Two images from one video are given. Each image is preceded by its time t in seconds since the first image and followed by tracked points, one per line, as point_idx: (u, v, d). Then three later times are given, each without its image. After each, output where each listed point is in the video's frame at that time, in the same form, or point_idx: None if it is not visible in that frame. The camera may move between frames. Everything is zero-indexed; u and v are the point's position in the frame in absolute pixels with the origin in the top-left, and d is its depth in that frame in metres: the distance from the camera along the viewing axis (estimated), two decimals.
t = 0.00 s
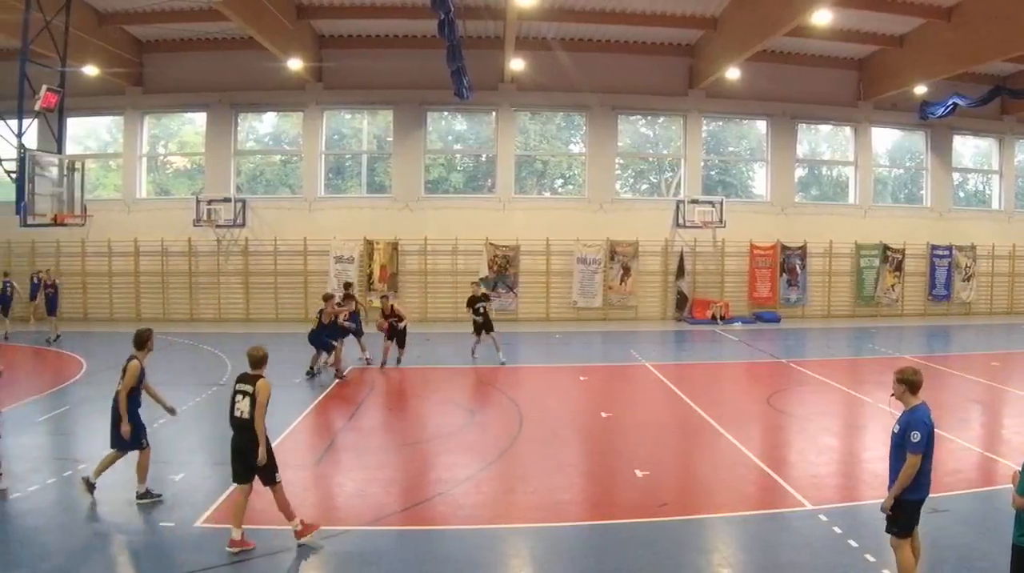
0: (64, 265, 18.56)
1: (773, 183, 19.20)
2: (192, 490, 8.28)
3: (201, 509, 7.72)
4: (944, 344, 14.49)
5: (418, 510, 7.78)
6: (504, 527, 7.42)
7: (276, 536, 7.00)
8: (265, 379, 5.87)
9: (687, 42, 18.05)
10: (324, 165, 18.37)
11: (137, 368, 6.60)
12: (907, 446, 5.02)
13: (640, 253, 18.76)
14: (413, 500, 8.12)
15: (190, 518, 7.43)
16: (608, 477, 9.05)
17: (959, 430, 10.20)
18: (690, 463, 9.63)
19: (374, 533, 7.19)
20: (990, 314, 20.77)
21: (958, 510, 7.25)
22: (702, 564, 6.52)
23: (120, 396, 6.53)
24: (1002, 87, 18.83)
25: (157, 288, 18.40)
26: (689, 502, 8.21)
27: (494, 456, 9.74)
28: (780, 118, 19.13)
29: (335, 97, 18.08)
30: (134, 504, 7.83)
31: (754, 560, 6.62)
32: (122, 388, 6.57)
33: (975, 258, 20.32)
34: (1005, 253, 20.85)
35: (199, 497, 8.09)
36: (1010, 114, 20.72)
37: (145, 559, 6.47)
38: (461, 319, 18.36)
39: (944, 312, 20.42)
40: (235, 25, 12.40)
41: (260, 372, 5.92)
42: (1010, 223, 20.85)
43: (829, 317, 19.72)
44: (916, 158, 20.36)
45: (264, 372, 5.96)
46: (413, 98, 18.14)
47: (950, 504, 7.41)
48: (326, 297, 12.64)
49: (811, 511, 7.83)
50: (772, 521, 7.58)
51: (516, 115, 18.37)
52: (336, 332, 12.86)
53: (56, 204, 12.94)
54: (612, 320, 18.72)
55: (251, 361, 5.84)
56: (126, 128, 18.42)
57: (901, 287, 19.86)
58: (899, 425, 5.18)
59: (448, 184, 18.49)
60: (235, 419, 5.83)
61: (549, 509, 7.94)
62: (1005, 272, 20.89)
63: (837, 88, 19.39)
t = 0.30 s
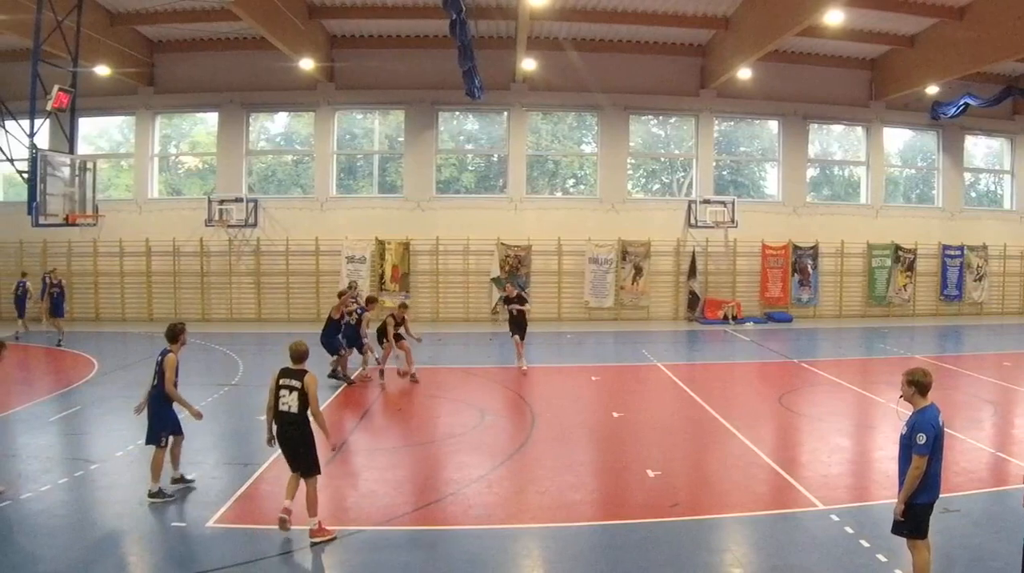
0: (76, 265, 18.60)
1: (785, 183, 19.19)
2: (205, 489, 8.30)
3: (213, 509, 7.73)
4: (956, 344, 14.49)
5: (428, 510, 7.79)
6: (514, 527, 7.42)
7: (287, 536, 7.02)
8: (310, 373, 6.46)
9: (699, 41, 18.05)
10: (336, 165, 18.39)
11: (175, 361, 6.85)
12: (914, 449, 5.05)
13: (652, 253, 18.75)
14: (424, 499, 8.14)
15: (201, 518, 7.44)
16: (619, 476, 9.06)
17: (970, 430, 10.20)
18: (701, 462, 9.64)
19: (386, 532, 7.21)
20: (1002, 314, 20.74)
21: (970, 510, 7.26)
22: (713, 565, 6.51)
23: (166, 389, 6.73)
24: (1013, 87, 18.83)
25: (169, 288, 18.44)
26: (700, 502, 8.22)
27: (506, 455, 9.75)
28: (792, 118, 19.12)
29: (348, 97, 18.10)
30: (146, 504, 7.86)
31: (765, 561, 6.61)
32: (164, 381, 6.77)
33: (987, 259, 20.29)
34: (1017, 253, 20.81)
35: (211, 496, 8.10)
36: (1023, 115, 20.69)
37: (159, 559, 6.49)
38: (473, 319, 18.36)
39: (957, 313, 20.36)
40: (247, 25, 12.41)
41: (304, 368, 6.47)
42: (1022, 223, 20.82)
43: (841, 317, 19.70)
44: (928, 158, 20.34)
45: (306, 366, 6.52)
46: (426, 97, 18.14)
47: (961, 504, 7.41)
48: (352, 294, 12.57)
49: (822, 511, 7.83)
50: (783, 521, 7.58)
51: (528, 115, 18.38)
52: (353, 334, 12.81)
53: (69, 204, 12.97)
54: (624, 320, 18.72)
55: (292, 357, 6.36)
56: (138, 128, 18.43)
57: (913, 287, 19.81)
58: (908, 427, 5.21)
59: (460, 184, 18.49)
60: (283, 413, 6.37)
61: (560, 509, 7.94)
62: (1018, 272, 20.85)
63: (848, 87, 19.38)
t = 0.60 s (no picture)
0: (90, 265, 18.70)
1: (799, 183, 19.20)
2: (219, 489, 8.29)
3: (227, 509, 7.73)
4: (970, 344, 14.48)
5: (444, 510, 7.79)
6: (529, 527, 7.41)
7: (302, 536, 7.02)
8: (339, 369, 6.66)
9: (713, 41, 18.03)
10: (350, 165, 18.41)
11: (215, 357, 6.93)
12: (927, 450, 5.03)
13: (667, 253, 18.76)
14: (440, 499, 8.13)
15: (216, 518, 7.44)
16: (633, 477, 9.07)
17: (984, 430, 10.19)
18: (716, 463, 9.63)
19: (400, 532, 7.20)
20: (1017, 314, 20.70)
21: (986, 510, 7.25)
22: (729, 565, 6.52)
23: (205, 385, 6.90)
24: None
25: (184, 288, 18.51)
26: (714, 502, 8.21)
27: (520, 455, 9.74)
28: (807, 118, 19.12)
29: (362, 96, 18.11)
30: (160, 504, 7.86)
31: (781, 560, 6.61)
32: (204, 377, 6.93)
33: (1002, 259, 20.25)
34: None
35: (225, 496, 8.10)
36: None
37: (173, 560, 6.47)
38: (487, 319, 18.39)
39: (971, 313, 20.34)
40: (261, 25, 12.42)
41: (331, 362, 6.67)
42: None
43: (855, 317, 19.69)
44: (942, 158, 20.33)
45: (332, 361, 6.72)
46: (440, 97, 18.15)
47: (977, 504, 7.40)
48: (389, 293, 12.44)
49: (837, 511, 7.83)
50: (798, 521, 7.58)
51: (542, 114, 18.39)
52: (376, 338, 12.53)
53: (83, 204, 12.97)
54: (638, 320, 18.74)
55: (321, 353, 6.60)
56: (152, 128, 18.47)
57: (927, 287, 19.80)
58: (922, 429, 5.18)
59: (474, 184, 18.51)
60: (315, 407, 6.52)
61: (574, 509, 7.94)
62: None
63: (863, 87, 19.38)
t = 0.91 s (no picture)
0: (103, 265, 18.79)
1: (812, 183, 19.19)
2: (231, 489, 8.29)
3: (240, 509, 7.73)
4: (983, 344, 14.48)
5: (457, 510, 7.79)
6: (541, 527, 7.41)
7: (313, 536, 7.03)
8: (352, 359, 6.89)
9: (726, 41, 18.00)
10: (363, 165, 18.43)
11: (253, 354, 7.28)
12: (940, 451, 5.03)
13: (679, 253, 18.76)
14: (452, 499, 8.13)
15: (228, 519, 7.44)
16: (646, 477, 9.07)
17: (998, 430, 10.17)
18: (728, 463, 9.62)
19: (413, 533, 7.20)
20: None
21: (999, 510, 7.24)
22: (741, 565, 6.52)
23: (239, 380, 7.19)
24: None
25: (197, 288, 18.56)
26: (727, 502, 8.21)
27: (533, 455, 9.74)
28: (820, 117, 19.11)
29: (375, 96, 18.12)
30: (173, 505, 7.87)
31: (794, 560, 6.61)
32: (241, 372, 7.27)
33: (1016, 259, 20.21)
34: None
35: (238, 496, 8.10)
36: None
37: (186, 560, 6.46)
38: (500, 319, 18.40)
39: (984, 313, 20.31)
40: (274, 25, 12.43)
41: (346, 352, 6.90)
42: None
43: (869, 317, 19.67)
44: (956, 158, 20.31)
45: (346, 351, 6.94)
46: (452, 97, 18.17)
47: (989, 504, 7.40)
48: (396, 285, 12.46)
49: (850, 511, 7.82)
50: (810, 521, 7.57)
51: (555, 115, 18.39)
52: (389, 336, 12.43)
53: (96, 204, 12.99)
54: (651, 320, 18.73)
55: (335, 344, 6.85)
56: (165, 128, 18.52)
57: (940, 287, 19.78)
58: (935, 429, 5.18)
59: (487, 184, 18.53)
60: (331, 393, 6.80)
61: (586, 509, 7.93)
62: None
63: (876, 87, 19.36)
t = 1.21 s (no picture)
0: (116, 265, 18.84)
1: (825, 183, 19.19)
2: (243, 490, 8.29)
3: (252, 509, 7.73)
4: (996, 344, 14.48)
5: (470, 510, 7.79)
6: (554, 527, 7.41)
7: (325, 536, 7.04)
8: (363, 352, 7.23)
9: (739, 41, 17.99)
10: (376, 165, 18.45)
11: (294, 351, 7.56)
12: (953, 451, 5.04)
13: (692, 253, 18.76)
14: (466, 499, 8.14)
15: (242, 519, 7.44)
16: (659, 477, 9.07)
17: (1010, 430, 10.17)
18: (741, 463, 9.62)
19: (425, 533, 7.21)
20: None
21: (1012, 510, 7.24)
22: (754, 565, 6.52)
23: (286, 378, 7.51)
24: None
25: (210, 288, 18.61)
26: (739, 502, 8.20)
27: (546, 455, 9.73)
28: (833, 117, 19.11)
29: (388, 96, 18.14)
30: (186, 504, 7.88)
31: (807, 560, 6.62)
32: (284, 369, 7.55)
33: None
34: None
35: (250, 497, 8.10)
36: None
37: (199, 560, 6.47)
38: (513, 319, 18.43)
39: (997, 313, 20.29)
40: (287, 25, 12.44)
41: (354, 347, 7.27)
42: None
43: (882, 317, 19.65)
44: (968, 158, 20.30)
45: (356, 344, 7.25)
46: (465, 98, 18.18)
47: (1001, 504, 7.40)
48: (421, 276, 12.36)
49: (863, 511, 7.82)
50: (823, 521, 7.57)
51: (568, 115, 18.40)
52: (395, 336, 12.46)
53: (109, 204, 12.99)
54: (664, 320, 18.73)
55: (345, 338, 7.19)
56: (178, 128, 18.55)
57: (953, 287, 19.76)
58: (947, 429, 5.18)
59: (500, 184, 18.54)
60: (343, 386, 7.19)
61: (599, 509, 7.93)
62: None
63: (890, 88, 19.36)
